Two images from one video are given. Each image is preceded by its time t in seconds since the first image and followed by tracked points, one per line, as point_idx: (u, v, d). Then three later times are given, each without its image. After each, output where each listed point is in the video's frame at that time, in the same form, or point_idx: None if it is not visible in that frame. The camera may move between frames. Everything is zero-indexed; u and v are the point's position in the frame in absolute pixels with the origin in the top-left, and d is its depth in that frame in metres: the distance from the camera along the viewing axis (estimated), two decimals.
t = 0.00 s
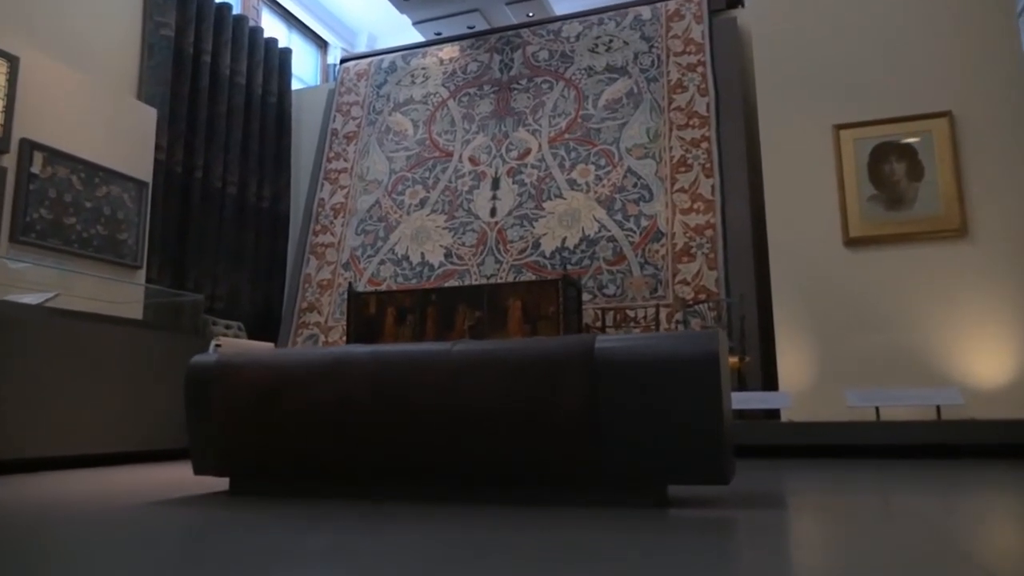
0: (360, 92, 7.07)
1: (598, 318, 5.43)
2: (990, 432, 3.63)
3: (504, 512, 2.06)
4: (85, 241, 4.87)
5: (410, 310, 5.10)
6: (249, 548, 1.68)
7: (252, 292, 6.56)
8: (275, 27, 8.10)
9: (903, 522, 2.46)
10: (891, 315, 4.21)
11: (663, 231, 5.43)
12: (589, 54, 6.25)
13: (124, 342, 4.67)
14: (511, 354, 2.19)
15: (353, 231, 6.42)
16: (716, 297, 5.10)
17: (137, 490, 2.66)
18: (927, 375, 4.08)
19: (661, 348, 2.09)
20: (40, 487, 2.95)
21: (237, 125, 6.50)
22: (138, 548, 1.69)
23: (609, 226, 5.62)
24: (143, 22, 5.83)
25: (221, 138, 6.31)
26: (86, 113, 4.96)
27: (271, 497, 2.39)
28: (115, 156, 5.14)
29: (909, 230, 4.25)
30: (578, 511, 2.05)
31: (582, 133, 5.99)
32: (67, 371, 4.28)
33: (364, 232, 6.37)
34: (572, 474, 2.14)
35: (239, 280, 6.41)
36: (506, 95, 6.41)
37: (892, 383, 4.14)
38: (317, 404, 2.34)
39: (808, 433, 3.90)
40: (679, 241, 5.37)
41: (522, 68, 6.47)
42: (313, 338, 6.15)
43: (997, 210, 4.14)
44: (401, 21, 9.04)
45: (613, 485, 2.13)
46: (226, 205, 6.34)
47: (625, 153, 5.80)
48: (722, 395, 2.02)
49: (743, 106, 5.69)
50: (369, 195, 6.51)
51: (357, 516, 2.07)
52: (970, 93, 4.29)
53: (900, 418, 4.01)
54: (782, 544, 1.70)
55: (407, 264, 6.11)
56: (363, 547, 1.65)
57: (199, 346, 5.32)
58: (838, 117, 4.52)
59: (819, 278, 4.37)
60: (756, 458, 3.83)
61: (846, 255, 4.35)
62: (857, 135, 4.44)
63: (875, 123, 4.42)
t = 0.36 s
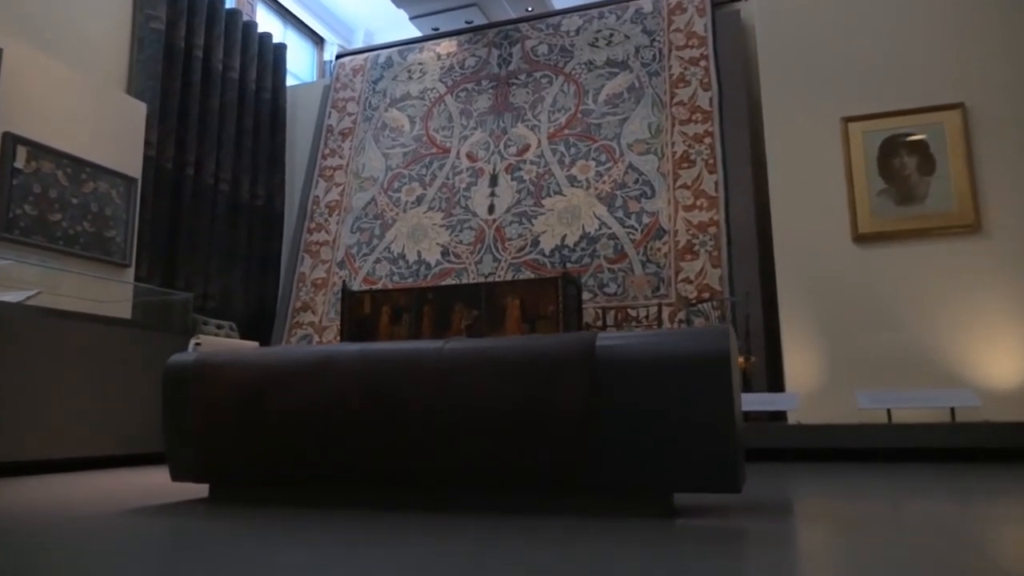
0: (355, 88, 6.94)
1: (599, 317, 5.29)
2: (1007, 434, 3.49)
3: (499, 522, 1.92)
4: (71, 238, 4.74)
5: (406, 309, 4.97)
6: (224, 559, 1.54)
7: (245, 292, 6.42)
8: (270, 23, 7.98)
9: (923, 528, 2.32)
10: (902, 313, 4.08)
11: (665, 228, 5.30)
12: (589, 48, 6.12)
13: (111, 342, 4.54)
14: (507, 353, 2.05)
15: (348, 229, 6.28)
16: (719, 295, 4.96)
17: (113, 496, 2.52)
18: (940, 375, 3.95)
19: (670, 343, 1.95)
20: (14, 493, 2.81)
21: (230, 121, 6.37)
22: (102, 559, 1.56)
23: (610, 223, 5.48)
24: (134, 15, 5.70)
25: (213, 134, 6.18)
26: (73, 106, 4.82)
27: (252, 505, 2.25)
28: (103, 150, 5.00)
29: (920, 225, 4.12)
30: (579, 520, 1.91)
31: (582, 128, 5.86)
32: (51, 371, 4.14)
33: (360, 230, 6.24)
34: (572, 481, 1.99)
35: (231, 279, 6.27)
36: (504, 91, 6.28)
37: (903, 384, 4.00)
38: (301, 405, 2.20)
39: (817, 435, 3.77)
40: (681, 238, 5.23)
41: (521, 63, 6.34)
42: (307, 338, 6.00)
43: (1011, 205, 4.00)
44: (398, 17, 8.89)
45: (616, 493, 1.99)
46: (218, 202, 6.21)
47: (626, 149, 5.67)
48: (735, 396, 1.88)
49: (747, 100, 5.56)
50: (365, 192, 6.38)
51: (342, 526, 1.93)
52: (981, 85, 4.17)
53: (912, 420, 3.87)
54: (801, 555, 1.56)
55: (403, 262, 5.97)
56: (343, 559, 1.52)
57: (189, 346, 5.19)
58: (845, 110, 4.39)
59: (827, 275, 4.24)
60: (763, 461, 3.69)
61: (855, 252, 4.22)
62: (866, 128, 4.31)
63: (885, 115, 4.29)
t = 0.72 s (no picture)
0: (352, 84, 6.81)
1: (600, 317, 5.15)
2: None
3: (494, 533, 1.78)
4: (56, 235, 4.61)
5: (401, 309, 4.83)
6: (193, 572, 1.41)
7: (238, 291, 6.29)
8: (266, 19, 7.86)
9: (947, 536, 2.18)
10: (914, 312, 3.94)
11: (668, 226, 5.17)
12: (590, 43, 5.99)
13: (98, 341, 4.40)
14: (501, 352, 1.92)
15: (344, 227, 6.15)
16: (724, 294, 4.83)
17: (85, 503, 2.38)
18: (954, 377, 3.81)
19: (678, 342, 1.82)
20: None
21: (223, 117, 6.25)
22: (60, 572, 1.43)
23: (611, 221, 5.35)
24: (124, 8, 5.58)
25: (206, 130, 6.05)
26: (59, 100, 4.69)
27: (232, 513, 2.12)
28: (90, 145, 4.87)
29: (932, 221, 3.98)
30: (579, 531, 1.77)
31: (583, 124, 5.73)
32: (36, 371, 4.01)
33: (356, 228, 6.10)
34: (571, 490, 1.86)
35: (224, 278, 6.14)
36: (503, 86, 6.15)
37: (915, 386, 3.86)
38: (283, 407, 2.07)
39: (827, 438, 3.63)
40: (685, 236, 5.10)
41: (520, 58, 6.21)
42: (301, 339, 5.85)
43: None
44: (397, 14, 8.60)
45: (619, 502, 1.85)
46: (211, 200, 6.08)
47: (628, 145, 5.53)
48: (748, 399, 1.75)
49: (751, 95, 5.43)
50: (361, 190, 6.24)
51: (325, 536, 1.79)
52: (995, 76, 4.04)
53: (926, 422, 3.73)
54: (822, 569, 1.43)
55: (400, 261, 5.83)
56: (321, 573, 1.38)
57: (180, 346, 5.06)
58: (854, 103, 4.26)
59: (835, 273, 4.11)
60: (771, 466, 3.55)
61: (864, 249, 4.09)
62: (876, 121, 4.18)
63: (896, 108, 4.15)
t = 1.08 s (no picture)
0: (346, 79, 6.67)
1: (600, 317, 5.00)
2: None
3: (487, 548, 1.65)
4: (39, 232, 4.48)
5: (395, 309, 4.69)
6: None
7: (230, 291, 6.15)
8: (260, 14, 7.73)
9: (970, 546, 2.04)
10: (927, 311, 3.81)
11: (670, 223, 5.03)
12: (590, 36, 5.86)
13: (83, 341, 4.26)
14: (494, 351, 1.78)
15: (337, 225, 6.00)
16: (728, 293, 4.69)
17: (52, 513, 2.23)
18: (969, 378, 3.67)
19: (686, 341, 1.67)
20: None
21: (214, 112, 6.11)
22: None
23: (611, 218, 5.21)
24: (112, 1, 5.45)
25: (197, 125, 5.91)
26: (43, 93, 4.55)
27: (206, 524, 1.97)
28: (75, 140, 4.74)
29: (945, 216, 3.84)
30: (579, 547, 1.63)
31: (582, 119, 5.59)
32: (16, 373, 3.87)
33: (350, 226, 5.95)
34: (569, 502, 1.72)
35: (215, 277, 6.00)
36: (501, 81, 6.01)
37: (927, 388, 3.73)
38: (259, 412, 1.93)
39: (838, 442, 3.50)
40: (687, 233, 4.96)
41: (518, 52, 6.07)
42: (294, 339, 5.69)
43: None
44: (394, 9, 8.44)
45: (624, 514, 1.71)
46: (202, 197, 5.94)
47: (628, 140, 5.40)
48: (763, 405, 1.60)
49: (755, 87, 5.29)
50: (355, 187, 6.10)
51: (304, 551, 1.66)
52: (1008, 67, 3.91)
53: (939, 425, 3.59)
54: None
55: (395, 260, 5.68)
56: None
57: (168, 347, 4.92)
58: (862, 95, 4.13)
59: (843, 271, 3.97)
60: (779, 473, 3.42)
61: (874, 246, 3.95)
62: (886, 114, 4.03)
63: (907, 100, 4.01)
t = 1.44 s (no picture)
0: (340, 77, 6.52)
1: (600, 320, 4.84)
2: None
3: None
4: (20, 232, 4.33)
5: (388, 312, 4.55)
6: None
7: (221, 294, 6.00)
8: (255, 12, 7.58)
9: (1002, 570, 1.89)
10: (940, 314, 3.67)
11: (671, 223, 4.89)
12: (589, 32, 5.73)
13: (66, 346, 4.11)
14: (485, 359, 1.64)
15: (331, 226, 5.85)
16: (731, 296, 4.54)
17: (11, 533, 2.08)
18: (985, 384, 3.52)
19: (695, 349, 1.54)
20: None
21: (205, 110, 5.97)
22: None
23: (611, 218, 5.07)
24: None
25: (186, 123, 5.77)
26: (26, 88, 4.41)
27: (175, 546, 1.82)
28: (59, 137, 4.59)
29: (959, 215, 3.70)
30: None
31: (581, 117, 5.45)
32: None
33: (343, 227, 5.81)
34: (568, 525, 1.57)
35: (205, 279, 5.85)
36: (498, 78, 5.87)
37: (940, 394, 3.59)
38: (232, 423, 1.78)
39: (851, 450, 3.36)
40: (689, 234, 4.82)
41: (516, 48, 5.93)
42: (285, 342, 5.53)
43: None
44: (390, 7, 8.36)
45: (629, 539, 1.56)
46: (192, 197, 5.80)
47: (629, 138, 5.26)
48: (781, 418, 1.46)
49: (758, 83, 5.15)
50: (349, 186, 5.96)
51: None
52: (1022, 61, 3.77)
53: (955, 433, 3.44)
54: None
55: (389, 261, 5.53)
56: None
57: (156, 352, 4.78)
58: (871, 91, 3.99)
59: (852, 272, 3.83)
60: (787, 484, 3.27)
61: (884, 247, 3.81)
62: (897, 109, 3.90)
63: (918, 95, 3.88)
